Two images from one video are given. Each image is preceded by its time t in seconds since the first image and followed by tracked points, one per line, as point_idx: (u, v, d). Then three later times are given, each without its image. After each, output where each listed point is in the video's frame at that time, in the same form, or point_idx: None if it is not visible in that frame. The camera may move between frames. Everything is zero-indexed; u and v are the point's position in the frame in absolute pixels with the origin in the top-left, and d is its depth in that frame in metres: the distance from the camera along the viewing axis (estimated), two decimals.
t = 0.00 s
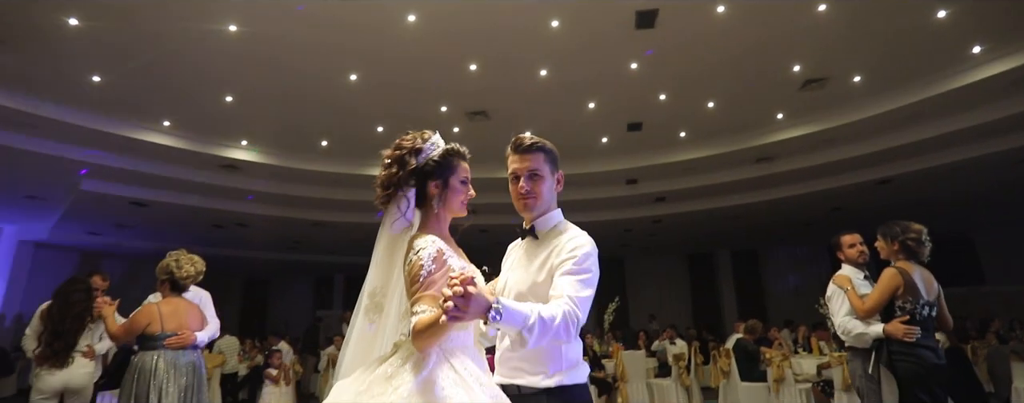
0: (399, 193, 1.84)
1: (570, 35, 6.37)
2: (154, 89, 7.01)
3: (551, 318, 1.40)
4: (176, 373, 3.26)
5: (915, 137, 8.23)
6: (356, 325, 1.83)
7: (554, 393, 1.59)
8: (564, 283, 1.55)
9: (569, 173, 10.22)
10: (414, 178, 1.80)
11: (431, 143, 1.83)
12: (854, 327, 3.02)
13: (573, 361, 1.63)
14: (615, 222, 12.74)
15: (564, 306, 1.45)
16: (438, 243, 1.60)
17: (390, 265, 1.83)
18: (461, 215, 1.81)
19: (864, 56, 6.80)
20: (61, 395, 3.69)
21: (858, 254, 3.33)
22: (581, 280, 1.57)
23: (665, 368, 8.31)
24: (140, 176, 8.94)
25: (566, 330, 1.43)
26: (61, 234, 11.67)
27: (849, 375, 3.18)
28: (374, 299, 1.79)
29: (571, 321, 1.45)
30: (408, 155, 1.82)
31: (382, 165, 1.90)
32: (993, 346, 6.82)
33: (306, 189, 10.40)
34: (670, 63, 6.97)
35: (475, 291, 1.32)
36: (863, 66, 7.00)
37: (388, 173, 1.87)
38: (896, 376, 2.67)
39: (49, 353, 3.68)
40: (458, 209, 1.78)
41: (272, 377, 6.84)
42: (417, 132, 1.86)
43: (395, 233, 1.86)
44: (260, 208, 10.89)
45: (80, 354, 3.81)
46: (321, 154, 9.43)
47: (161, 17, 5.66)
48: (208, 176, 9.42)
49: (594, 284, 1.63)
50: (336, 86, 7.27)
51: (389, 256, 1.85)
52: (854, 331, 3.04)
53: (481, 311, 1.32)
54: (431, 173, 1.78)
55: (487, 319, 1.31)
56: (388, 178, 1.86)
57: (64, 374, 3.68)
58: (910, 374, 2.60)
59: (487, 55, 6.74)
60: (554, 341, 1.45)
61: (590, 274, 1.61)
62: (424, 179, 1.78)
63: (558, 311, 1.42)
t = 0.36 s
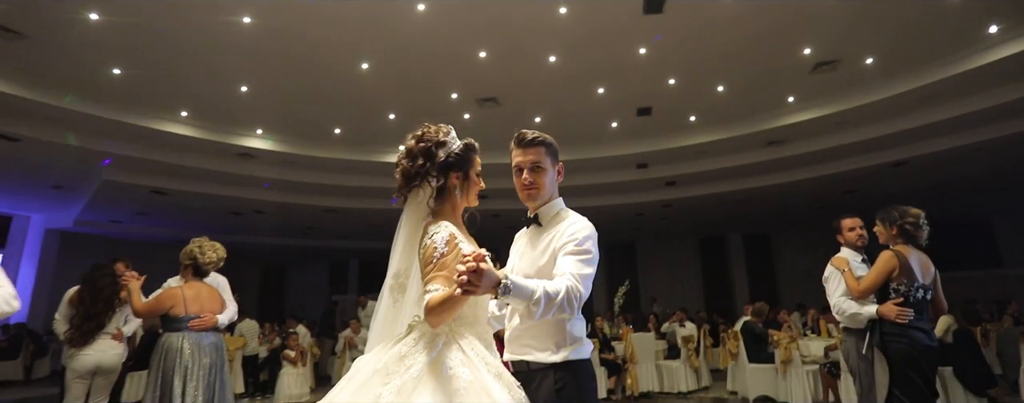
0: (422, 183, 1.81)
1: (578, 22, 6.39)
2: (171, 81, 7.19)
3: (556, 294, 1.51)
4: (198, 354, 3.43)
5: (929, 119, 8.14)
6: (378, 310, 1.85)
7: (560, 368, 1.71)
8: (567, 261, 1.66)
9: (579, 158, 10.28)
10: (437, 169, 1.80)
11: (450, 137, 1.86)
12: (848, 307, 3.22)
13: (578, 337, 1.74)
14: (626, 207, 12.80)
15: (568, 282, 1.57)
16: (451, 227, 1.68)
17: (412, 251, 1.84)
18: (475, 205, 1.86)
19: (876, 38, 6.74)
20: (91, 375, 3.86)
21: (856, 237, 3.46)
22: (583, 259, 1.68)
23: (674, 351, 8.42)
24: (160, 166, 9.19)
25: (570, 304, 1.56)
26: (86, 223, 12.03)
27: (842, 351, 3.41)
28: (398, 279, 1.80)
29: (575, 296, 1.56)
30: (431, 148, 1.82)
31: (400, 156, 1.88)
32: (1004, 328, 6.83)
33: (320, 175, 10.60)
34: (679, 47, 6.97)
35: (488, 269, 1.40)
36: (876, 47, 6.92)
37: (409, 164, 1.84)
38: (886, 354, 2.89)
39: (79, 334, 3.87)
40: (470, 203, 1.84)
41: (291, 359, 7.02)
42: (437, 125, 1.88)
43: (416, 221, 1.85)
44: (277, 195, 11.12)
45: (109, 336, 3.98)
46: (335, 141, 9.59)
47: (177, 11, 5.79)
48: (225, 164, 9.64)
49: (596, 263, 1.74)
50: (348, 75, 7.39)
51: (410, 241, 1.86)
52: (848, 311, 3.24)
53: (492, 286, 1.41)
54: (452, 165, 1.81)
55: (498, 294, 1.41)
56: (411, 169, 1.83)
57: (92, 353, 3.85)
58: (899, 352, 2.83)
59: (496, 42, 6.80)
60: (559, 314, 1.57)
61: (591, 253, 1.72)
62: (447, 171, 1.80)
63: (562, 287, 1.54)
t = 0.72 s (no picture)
0: (441, 174, 1.79)
1: (585, 7, 6.41)
2: (187, 70, 7.34)
3: (574, 271, 1.64)
4: (224, 333, 3.62)
5: (942, 101, 8.06)
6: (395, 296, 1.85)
7: (574, 348, 1.81)
8: (579, 244, 1.79)
9: (588, 142, 10.34)
10: (455, 162, 1.81)
11: (466, 132, 1.86)
12: (843, 289, 3.34)
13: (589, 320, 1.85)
14: (634, 189, 12.87)
15: (582, 261, 1.70)
16: (464, 218, 1.71)
17: (427, 240, 1.81)
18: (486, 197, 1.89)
19: (887, 20, 6.68)
20: (125, 354, 4.11)
21: (854, 222, 3.56)
22: (593, 241, 1.82)
23: (681, 331, 8.56)
24: (177, 152, 9.42)
25: (586, 280, 1.69)
26: (108, 208, 12.39)
27: (834, 330, 3.58)
28: (414, 265, 1.78)
29: (589, 274, 1.70)
30: (450, 141, 1.82)
31: (417, 146, 1.85)
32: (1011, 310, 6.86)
33: (333, 160, 10.78)
34: (686, 31, 6.97)
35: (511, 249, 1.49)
36: (885, 29, 6.86)
37: (428, 155, 1.80)
38: (878, 334, 3.07)
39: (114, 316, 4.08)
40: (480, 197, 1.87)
41: (307, 340, 7.21)
42: (454, 120, 1.87)
43: (432, 211, 1.80)
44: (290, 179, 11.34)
45: (140, 318, 4.20)
46: (346, 126, 9.74)
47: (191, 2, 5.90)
48: (240, 150, 9.85)
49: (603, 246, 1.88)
50: (358, 62, 7.48)
51: (426, 231, 1.81)
52: (842, 292, 3.36)
53: (519, 265, 1.51)
54: (470, 159, 1.83)
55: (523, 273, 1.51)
56: (431, 160, 1.79)
57: (125, 335, 4.08)
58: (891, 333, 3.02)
59: (503, 28, 6.85)
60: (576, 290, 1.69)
61: (600, 235, 1.86)
62: (464, 164, 1.81)
63: (579, 266, 1.67)
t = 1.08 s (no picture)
0: (456, 161, 1.87)
1: None
2: (198, 58, 7.46)
3: (598, 246, 1.76)
4: (247, 317, 3.79)
5: (949, 86, 8.03)
6: (409, 282, 1.93)
7: (593, 333, 1.93)
8: (598, 223, 1.92)
9: (593, 127, 10.41)
10: (471, 150, 1.88)
11: (479, 122, 1.94)
12: (840, 275, 3.45)
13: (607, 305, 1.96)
14: (640, 174, 12.94)
15: (603, 237, 1.82)
16: (478, 200, 1.79)
17: (439, 225, 1.89)
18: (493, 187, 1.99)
19: (894, 5, 6.66)
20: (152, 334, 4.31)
21: (852, 210, 3.65)
22: (612, 220, 1.95)
23: (684, 315, 8.71)
24: (189, 139, 9.60)
25: (609, 255, 1.80)
26: (123, 194, 12.65)
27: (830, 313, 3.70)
28: (426, 250, 1.87)
29: (611, 249, 1.82)
30: (466, 130, 1.89)
31: (430, 134, 1.92)
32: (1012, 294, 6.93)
33: (341, 146, 10.94)
34: (692, 17, 6.99)
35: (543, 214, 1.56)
36: (893, 14, 6.82)
37: (444, 142, 1.87)
38: (873, 318, 3.18)
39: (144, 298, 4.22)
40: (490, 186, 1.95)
41: (319, 322, 7.42)
42: (468, 111, 1.96)
43: (446, 197, 1.87)
44: (299, 165, 11.53)
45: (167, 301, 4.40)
46: (354, 113, 9.87)
47: None
48: (250, 137, 10.02)
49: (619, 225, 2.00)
50: (366, 50, 7.57)
51: (438, 216, 1.89)
52: (839, 278, 3.49)
53: (547, 234, 1.59)
54: (484, 149, 1.90)
55: (551, 243, 1.61)
56: (448, 147, 1.86)
57: (153, 317, 4.27)
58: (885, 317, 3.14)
59: (509, 16, 6.90)
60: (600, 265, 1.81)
61: (617, 216, 1.99)
62: (477, 153, 1.88)
63: (602, 241, 1.79)
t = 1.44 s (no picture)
0: (465, 156, 1.95)
1: None
2: (203, 55, 7.56)
3: (606, 224, 1.79)
4: (269, 310, 3.94)
5: (949, 81, 8.07)
6: (417, 272, 2.03)
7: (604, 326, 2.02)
8: (607, 211, 1.96)
9: (594, 121, 10.48)
10: (478, 146, 1.97)
11: (484, 121, 2.03)
12: (836, 271, 3.53)
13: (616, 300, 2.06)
14: (642, 168, 13.01)
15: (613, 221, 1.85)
16: (483, 191, 1.82)
17: (448, 218, 1.97)
18: (497, 183, 2.03)
19: (893, 2, 6.70)
20: (177, 327, 4.59)
21: (846, 207, 3.74)
22: (620, 211, 1.99)
23: (684, 308, 8.82)
24: (195, 134, 9.72)
25: (617, 236, 1.83)
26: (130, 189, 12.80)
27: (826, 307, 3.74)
28: (434, 244, 1.97)
29: (620, 232, 1.85)
30: (473, 127, 1.97)
31: (439, 130, 2.00)
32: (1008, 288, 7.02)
33: (345, 140, 11.05)
34: (693, 14, 7.03)
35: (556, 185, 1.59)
36: (893, 10, 6.86)
37: (453, 138, 1.95)
38: (869, 311, 3.38)
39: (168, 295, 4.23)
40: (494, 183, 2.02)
41: (325, 315, 7.56)
42: (475, 109, 2.04)
43: (453, 191, 1.96)
44: (303, 159, 11.64)
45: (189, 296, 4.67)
46: (358, 108, 9.98)
47: None
48: (255, 131, 10.13)
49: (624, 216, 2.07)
50: (369, 46, 7.65)
51: (447, 209, 1.96)
52: (835, 274, 3.56)
53: (558, 202, 1.63)
54: (489, 146, 1.99)
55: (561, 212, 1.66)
56: (457, 142, 1.95)
57: (178, 310, 4.55)
58: (881, 310, 3.34)
59: (512, 13, 6.96)
60: (609, 245, 1.83)
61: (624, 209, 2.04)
62: (482, 149, 1.97)
63: (610, 222, 1.82)
